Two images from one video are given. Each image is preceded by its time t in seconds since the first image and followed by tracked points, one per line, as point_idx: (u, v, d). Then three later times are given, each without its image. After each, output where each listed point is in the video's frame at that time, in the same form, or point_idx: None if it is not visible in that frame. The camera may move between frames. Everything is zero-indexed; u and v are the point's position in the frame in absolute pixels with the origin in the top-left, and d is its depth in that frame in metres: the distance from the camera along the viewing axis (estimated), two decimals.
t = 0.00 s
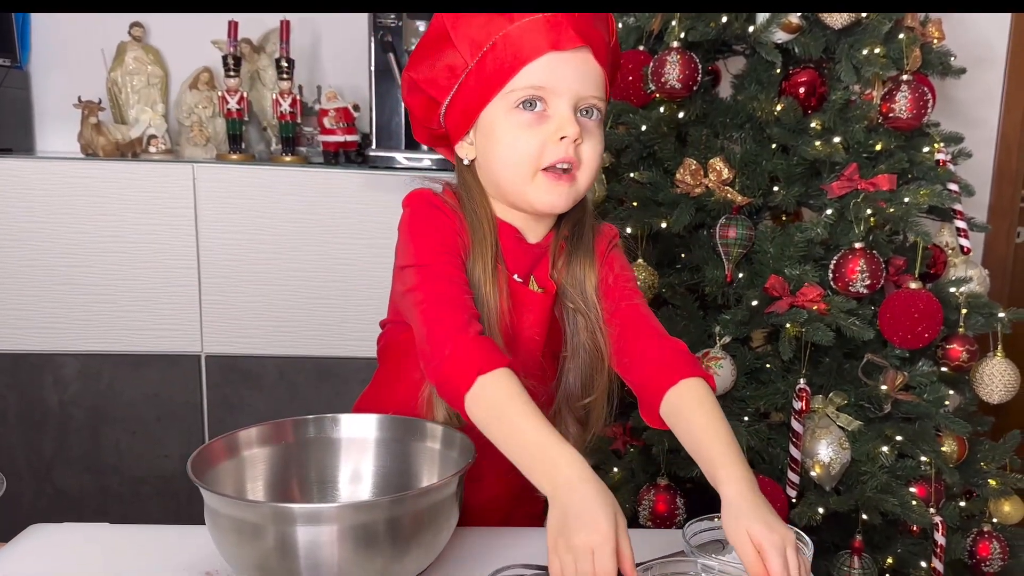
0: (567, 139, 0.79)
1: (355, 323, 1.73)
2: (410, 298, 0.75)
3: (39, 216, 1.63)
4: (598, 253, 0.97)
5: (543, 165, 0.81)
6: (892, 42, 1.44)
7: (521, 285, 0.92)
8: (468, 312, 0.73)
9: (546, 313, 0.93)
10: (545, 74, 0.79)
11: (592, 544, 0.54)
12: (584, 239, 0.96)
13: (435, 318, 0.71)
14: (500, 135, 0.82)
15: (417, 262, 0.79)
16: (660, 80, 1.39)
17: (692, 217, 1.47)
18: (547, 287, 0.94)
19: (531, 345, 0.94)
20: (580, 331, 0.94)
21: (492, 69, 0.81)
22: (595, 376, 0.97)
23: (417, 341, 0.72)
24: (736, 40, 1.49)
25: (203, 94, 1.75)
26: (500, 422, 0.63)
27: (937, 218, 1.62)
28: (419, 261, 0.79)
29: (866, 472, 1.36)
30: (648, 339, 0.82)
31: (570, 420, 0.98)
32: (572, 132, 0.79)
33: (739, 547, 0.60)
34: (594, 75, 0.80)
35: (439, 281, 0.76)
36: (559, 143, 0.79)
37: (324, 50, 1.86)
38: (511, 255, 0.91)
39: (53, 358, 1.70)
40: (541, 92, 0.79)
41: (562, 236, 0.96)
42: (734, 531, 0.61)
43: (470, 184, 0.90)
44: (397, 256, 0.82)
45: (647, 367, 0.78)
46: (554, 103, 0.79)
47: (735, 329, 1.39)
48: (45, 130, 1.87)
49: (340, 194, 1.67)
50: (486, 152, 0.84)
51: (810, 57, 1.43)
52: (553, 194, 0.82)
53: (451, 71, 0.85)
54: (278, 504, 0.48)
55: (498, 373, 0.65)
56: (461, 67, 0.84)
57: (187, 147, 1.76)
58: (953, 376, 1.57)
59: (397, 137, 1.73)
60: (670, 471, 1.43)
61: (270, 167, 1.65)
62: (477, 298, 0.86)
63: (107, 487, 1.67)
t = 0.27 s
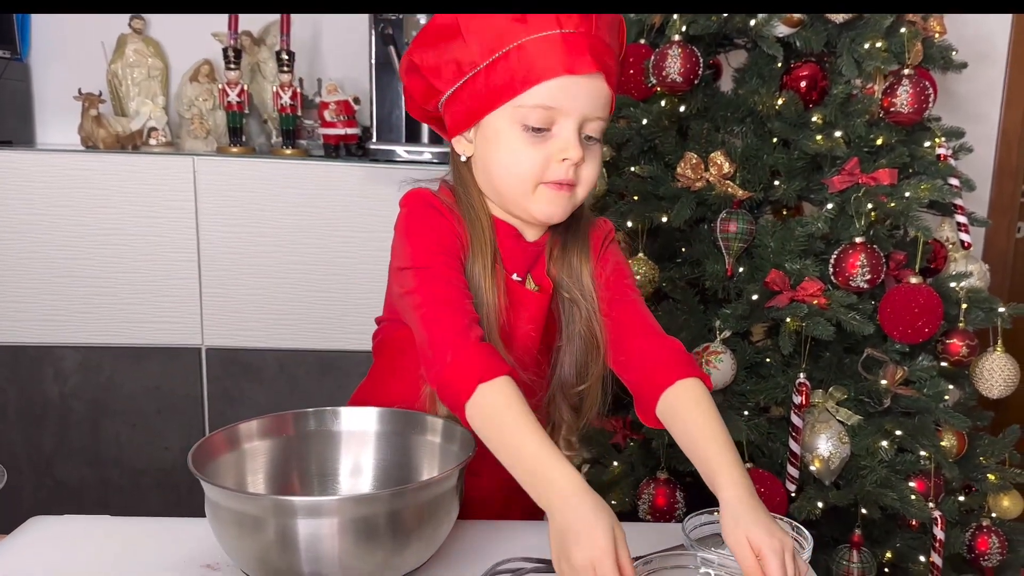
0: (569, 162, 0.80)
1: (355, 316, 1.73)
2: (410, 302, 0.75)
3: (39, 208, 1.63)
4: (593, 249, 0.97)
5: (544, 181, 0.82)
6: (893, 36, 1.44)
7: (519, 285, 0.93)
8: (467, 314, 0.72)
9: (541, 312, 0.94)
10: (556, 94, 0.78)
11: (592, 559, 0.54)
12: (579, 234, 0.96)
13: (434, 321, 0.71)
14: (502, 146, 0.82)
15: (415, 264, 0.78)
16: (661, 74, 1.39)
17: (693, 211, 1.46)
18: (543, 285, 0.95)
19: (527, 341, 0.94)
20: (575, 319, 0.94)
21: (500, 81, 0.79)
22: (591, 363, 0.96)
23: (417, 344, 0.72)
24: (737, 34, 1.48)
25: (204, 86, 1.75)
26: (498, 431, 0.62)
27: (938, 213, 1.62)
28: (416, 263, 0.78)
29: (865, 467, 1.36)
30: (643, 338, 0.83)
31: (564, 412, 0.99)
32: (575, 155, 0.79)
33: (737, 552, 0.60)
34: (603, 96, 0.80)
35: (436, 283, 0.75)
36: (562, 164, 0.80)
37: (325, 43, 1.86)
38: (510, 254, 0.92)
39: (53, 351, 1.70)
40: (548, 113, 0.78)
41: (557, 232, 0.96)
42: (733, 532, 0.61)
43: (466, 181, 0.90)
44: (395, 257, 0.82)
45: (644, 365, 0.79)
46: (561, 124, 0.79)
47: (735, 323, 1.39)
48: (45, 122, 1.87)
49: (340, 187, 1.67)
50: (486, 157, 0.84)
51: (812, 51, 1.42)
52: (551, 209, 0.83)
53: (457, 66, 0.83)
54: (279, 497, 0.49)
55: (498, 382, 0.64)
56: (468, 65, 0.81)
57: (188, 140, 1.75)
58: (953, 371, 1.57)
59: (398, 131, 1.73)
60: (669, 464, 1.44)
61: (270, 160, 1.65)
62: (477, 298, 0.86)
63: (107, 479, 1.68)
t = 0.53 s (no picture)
0: (569, 167, 0.80)
1: (356, 310, 1.73)
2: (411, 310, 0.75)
3: (41, 202, 1.63)
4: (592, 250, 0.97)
5: (544, 186, 0.82)
6: (896, 32, 1.43)
7: (519, 288, 0.93)
8: (467, 321, 0.73)
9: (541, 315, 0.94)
10: (556, 99, 0.77)
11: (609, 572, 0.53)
12: (578, 236, 0.96)
13: (434, 330, 0.71)
14: (499, 150, 0.82)
15: (416, 269, 0.78)
16: (663, 69, 1.39)
17: (695, 208, 1.46)
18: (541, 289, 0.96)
19: (526, 345, 0.94)
20: (575, 321, 0.94)
21: (498, 84, 0.79)
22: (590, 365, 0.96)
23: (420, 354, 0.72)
24: (741, 29, 1.48)
25: (205, 79, 1.74)
26: (505, 445, 0.62)
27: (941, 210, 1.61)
28: (416, 269, 0.78)
29: (865, 464, 1.36)
30: (646, 340, 0.83)
31: (564, 413, 0.99)
32: (575, 161, 0.79)
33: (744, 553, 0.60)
34: (603, 101, 0.79)
35: (435, 288, 0.75)
36: (561, 169, 0.80)
37: (326, 36, 1.85)
38: (509, 258, 0.92)
39: (54, 344, 1.70)
40: (547, 119, 0.78)
41: (556, 233, 0.96)
42: (738, 530, 0.61)
43: (464, 183, 0.90)
44: (395, 262, 0.82)
45: (645, 369, 0.78)
46: (560, 130, 0.79)
47: (737, 319, 1.39)
48: (46, 114, 1.86)
49: (342, 182, 1.66)
50: (484, 161, 0.84)
51: (815, 47, 1.42)
52: (551, 214, 0.83)
53: (455, 68, 0.82)
54: (280, 498, 0.49)
55: (503, 393, 0.64)
56: (465, 66, 0.81)
57: (189, 133, 1.75)
58: (954, 368, 1.56)
59: (400, 124, 1.73)
60: (670, 460, 1.44)
61: (271, 154, 1.64)
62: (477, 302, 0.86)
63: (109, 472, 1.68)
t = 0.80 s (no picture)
0: (565, 172, 0.79)
1: (358, 311, 1.73)
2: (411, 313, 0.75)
3: (43, 201, 1.63)
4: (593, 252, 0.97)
5: (541, 191, 0.81)
6: (902, 34, 1.42)
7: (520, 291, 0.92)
8: (465, 326, 0.73)
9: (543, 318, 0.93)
10: (550, 104, 0.77)
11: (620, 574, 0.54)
12: (577, 238, 0.96)
13: (433, 336, 0.71)
14: (495, 155, 0.81)
15: (415, 274, 0.78)
16: (667, 71, 1.38)
17: (698, 210, 1.46)
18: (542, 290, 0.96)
19: (528, 347, 0.93)
20: (576, 323, 0.95)
21: (492, 89, 0.79)
22: (591, 368, 0.97)
23: (419, 359, 0.72)
24: (745, 30, 1.47)
25: (208, 77, 1.73)
26: (510, 453, 0.62)
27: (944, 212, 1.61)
28: (415, 274, 0.78)
29: (868, 468, 1.36)
30: (648, 344, 0.83)
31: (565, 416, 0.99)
32: (571, 165, 0.79)
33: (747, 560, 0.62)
34: (598, 105, 0.79)
35: (435, 293, 0.75)
36: (558, 173, 0.80)
37: (329, 34, 1.85)
38: (508, 260, 0.92)
39: (57, 343, 1.70)
40: (542, 123, 0.78)
41: (555, 235, 0.96)
42: (740, 538, 0.62)
43: (461, 186, 0.89)
44: (394, 266, 0.81)
45: (645, 373, 0.79)
46: (555, 134, 0.79)
47: (739, 323, 1.39)
48: (49, 112, 1.86)
49: (344, 182, 1.66)
50: (479, 165, 0.84)
51: (820, 49, 1.41)
52: (549, 217, 0.83)
53: (447, 73, 0.82)
54: (281, 516, 0.49)
55: (503, 399, 0.64)
56: (458, 71, 0.81)
57: (192, 132, 1.75)
58: (957, 370, 1.56)
59: (402, 124, 1.72)
60: (672, 463, 1.44)
61: (274, 153, 1.64)
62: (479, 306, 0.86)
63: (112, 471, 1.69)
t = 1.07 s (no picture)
0: (560, 167, 0.78)
1: (363, 305, 1.71)
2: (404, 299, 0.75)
3: (46, 193, 1.62)
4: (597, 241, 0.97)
5: (535, 186, 0.80)
6: (916, 27, 1.40)
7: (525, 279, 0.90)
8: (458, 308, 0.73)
9: (550, 305, 0.91)
10: (543, 100, 0.76)
11: (631, 530, 0.56)
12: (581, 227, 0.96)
13: (425, 320, 0.72)
14: (488, 150, 0.80)
15: (413, 261, 0.77)
16: (677, 65, 1.36)
17: (707, 205, 1.44)
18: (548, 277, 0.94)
19: (534, 335, 0.91)
20: (584, 313, 0.94)
21: (484, 83, 0.77)
22: (601, 360, 0.96)
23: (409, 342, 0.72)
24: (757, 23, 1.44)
25: (211, 67, 1.71)
26: (511, 427, 0.64)
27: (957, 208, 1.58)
28: (413, 262, 0.77)
29: (878, 468, 1.35)
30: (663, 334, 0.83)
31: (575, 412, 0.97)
32: (566, 161, 0.77)
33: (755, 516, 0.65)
34: (592, 100, 0.77)
35: (433, 280, 0.75)
36: (553, 169, 0.78)
37: (334, 24, 1.82)
38: (510, 249, 0.90)
39: (60, 336, 1.69)
40: (535, 119, 0.77)
41: (558, 225, 0.95)
42: (751, 493, 0.65)
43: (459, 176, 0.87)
44: (392, 257, 0.80)
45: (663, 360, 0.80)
46: (549, 129, 0.77)
47: (748, 321, 1.38)
48: (51, 102, 1.84)
49: (349, 174, 1.65)
50: (474, 159, 0.82)
51: (832, 43, 1.39)
52: (545, 213, 0.81)
53: (440, 64, 0.81)
54: (282, 529, 0.48)
55: (495, 372, 0.66)
56: (451, 63, 0.79)
57: (195, 123, 1.74)
58: (968, 368, 1.54)
59: (408, 116, 1.70)
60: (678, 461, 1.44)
61: (278, 145, 1.63)
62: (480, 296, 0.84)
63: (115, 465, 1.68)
